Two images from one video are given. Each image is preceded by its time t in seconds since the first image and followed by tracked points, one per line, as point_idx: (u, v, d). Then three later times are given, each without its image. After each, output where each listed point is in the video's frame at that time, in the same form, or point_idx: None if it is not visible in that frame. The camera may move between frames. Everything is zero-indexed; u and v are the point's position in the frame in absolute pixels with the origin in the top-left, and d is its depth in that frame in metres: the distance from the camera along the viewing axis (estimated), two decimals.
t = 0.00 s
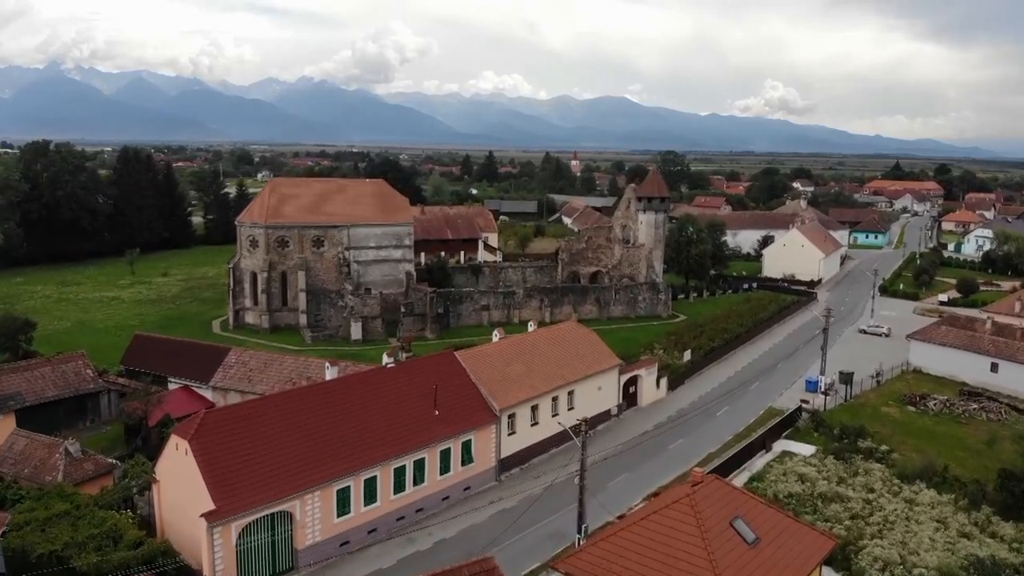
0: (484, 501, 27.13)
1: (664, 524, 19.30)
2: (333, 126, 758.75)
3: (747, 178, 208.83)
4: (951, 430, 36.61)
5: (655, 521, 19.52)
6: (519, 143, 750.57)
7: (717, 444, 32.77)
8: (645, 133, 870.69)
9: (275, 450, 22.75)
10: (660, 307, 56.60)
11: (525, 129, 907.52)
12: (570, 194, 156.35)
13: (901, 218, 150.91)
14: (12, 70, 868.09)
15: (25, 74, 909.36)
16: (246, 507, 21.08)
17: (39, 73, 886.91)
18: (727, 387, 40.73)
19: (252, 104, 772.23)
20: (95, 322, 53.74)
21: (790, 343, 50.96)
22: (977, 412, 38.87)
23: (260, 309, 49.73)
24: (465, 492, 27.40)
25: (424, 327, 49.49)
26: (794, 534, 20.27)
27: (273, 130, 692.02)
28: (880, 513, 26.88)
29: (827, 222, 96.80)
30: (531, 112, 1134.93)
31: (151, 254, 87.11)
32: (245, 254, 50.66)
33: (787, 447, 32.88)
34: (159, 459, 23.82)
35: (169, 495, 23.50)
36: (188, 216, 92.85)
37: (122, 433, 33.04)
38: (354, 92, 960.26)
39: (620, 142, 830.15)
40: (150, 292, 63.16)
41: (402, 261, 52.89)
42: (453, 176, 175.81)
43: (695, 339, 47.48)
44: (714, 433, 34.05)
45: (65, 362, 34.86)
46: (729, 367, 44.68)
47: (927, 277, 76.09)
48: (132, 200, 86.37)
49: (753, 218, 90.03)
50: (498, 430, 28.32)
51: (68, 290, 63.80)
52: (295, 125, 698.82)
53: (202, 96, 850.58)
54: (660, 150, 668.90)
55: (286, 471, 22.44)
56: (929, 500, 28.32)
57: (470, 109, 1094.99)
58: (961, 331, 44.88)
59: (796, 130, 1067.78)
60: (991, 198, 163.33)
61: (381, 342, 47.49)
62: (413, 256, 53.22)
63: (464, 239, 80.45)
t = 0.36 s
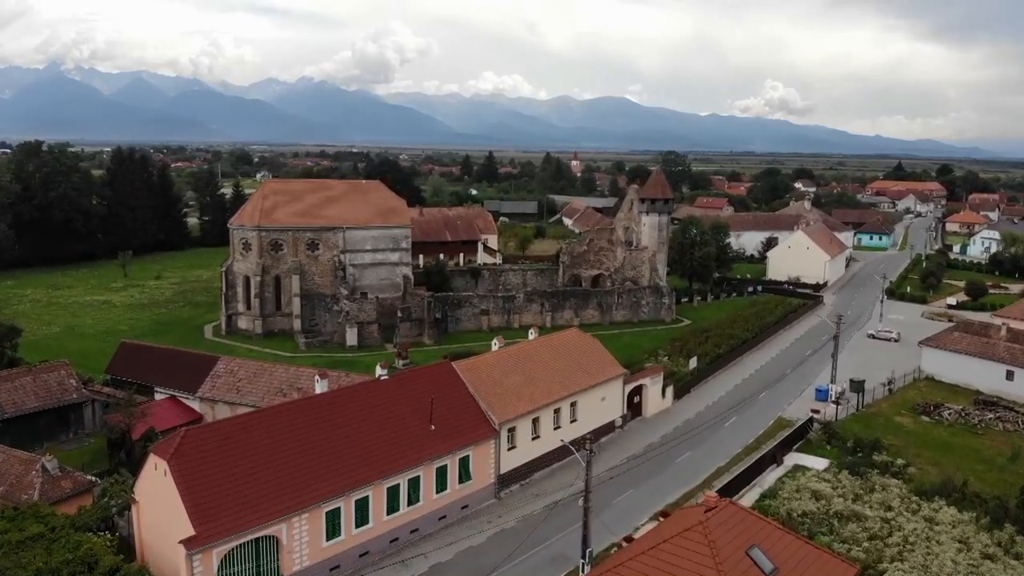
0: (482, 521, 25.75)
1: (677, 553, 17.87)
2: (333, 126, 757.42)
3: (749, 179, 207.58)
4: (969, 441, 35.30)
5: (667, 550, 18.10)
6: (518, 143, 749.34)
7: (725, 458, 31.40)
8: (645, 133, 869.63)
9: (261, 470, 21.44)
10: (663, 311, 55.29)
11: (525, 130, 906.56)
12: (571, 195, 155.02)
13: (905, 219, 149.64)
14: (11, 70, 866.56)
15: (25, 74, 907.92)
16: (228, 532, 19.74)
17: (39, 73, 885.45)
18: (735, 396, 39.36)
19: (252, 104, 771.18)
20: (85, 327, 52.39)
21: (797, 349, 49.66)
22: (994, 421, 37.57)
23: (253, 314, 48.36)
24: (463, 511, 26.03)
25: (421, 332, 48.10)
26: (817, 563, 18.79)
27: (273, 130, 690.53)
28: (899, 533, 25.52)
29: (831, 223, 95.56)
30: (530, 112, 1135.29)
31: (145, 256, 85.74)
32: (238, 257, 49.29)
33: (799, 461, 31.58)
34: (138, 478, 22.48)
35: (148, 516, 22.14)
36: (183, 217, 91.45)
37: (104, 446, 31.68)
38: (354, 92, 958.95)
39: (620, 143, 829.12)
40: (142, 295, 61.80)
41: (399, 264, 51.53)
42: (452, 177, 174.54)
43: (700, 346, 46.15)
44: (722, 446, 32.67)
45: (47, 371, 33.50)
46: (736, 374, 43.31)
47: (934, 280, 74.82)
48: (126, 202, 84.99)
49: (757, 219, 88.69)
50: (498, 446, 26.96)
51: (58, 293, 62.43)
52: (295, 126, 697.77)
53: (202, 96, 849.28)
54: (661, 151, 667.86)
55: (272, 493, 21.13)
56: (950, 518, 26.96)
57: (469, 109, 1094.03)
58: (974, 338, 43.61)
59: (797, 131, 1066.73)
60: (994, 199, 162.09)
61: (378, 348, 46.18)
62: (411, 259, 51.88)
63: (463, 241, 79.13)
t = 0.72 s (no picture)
0: (481, 543, 24.35)
1: None
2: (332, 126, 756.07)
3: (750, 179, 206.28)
4: (987, 454, 33.91)
5: None
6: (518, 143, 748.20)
7: (736, 473, 29.97)
8: (646, 133, 868.34)
9: (243, 493, 20.07)
10: (667, 316, 53.73)
11: (525, 130, 905.35)
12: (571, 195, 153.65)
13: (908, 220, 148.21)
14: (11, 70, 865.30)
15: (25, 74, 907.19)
16: (207, 560, 18.33)
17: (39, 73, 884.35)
18: (743, 407, 37.95)
19: (252, 104, 770.20)
20: (73, 332, 50.97)
21: (806, 355, 48.30)
22: (1012, 433, 36.17)
23: (245, 319, 46.96)
24: (460, 532, 24.64)
25: (419, 337, 46.59)
26: None
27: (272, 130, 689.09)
28: (921, 556, 24.08)
29: (836, 224, 94.19)
30: (530, 113, 1134.38)
31: (139, 258, 84.38)
32: (230, 260, 47.88)
33: (813, 477, 30.18)
34: (114, 502, 21.09)
35: (124, 542, 20.76)
36: (178, 218, 90.04)
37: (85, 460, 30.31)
38: (355, 92, 957.59)
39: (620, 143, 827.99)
40: (133, 299, 60.36)
41: (395, 268, 49.95)
42: (451, 177, 173.08)
43: (706, 352, 44.77)
44: (732, 460, 31.24)
45: (27, 382, 32.13)
46: (744, 383, 41.89)
47: (942, 283, 73.43)
48: (119, 203, 83.60)
49: (760, 220, 87.25)
50: (497, 463, 25.55)
51: (48, 297, 61.05)
52: (295, 126, 696.63)
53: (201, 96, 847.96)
54: (661, 151, 667.25)
55: (255, 517, 19.74)
56: (973, 539, 25.50)
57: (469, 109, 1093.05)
58: (990, 345, 42.23)
59: (797, 131, 1065.39)
60: (998, 200, 160.78)
61: (374, 355, 44.94)
62: (407, 263, 50.35)
63: (462, 243, 77.78)
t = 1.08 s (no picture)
0: (479, 567, 22.92)
1: None
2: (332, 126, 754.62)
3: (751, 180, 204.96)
4: (1008, 468, 32.53)
5: None
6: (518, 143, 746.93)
7: (747, 490, 28.53)
8: (646, 133, 867.20)
9: (224, 519, 18.71)
10: (672, 321, 52.27)
11: (526, 130, 904.36)
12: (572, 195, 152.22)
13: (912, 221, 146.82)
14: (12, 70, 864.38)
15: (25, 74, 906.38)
16: None
17: (39, 73, 883.57)
18: (752, 418, 36.55)
19: (252, 104, 769.19)
20: (61, 338, 49.57)
21: (815, 362, 46.88)
22: None
23: (237, 325, 45.54)
24: (457, 555, 23.21)
25: (416, 343, 45.10)
26: None
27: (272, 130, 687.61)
28: None
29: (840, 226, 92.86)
30: (530, 113, 1133.19)
31: (133, 260, 82.99)
32: (221, 264, 46.43)
33: (828, 494, 28.78)
34: (87, 528, 19.67)
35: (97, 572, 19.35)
36: (172, 219, 88.62)
37: (65, 476, 28.94)
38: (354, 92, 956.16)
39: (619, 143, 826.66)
40: (124, 303, 58.93)
41: (392, 272, 48.53)
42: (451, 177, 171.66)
43: (712, 359, 43.36)
44: (742, 476, 29.80)
45: (5, 394, 30.70)
46: (752, 392, 40.49)
47: (950, 286, 72.08)
48: (113, 204, 82.20)
49: (764, 221, 85.84)
50: (496, 482, 24.13)
51: (37, 301, 59.65)
52: (294, 126, 695.61)
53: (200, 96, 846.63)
54: (660, 151, 666.15)
55: (236, 545, 18.35)
56: (1000, 562, 24.07)
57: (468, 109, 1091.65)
58: (1006, 353, 40.86)
59: (797, 131, 1064.07)
60: (1002, 200, 159.42)
61: (370, 362, 43.38)
62: (404, 266, 48.91)
63: (461, 245, 76.42)
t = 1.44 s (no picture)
0: None
1: None
2: (332, 126, 753.08)
3: (753, 180, 203.72)
4: None
5: None
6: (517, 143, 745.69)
7: (760, 509, 27.06)
8: (646, 133, 866.10)
9: (202, 548, 17.30)
10: (676, 326, 50.85)
11: (526, 130, 903.25)
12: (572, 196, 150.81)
13: (915, 221, 145.57)
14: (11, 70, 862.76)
15: (25, 74, 904.99)
16: None
17: (38, 73, 881.92)
18: (762, 431, 35.12)
19: (252, 105, 767.98)
20: (48, 344, 48.11)
21: (824, 370, 45.44)
22: None
23: (228, 331, 44.06)
24: None
25: (413, 350, 43.60)
26: None
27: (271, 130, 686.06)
28: None
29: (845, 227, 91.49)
30: (530, 113, 1132.51)
31: (126, 262, 81.52)
32: (212, 268, 44.95)
33: (844, 514, 27.36)
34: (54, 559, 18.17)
35: None
36: (166, 221, 87.12)
37: (41, 493, 27.48)
38: (354, 92, 954.95)
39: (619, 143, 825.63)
40: (113, 308, 57.44)
41: (388, 276, 47.10)
42: (451, 178, 170.28)
43: (719, 367, 41.93)
44: (755, 494, 28.31)
45: None
46: (761, 402, 39.04)
47: (959, 289, 70.72)
48: (106, 205, 80.76)
49: (768, 223, 84.39)
50: (495, 504, 22.67)
51: (26, 305, 58.19)
52: (294, 126, 694.54)
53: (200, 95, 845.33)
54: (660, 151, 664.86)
55: None
56: None
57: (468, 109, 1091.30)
58: None
59: (798, 131, 1062.99)
60: (1007, 201, 157.99)
61: (366, 369, 41.88)
62: (401, 270, 47.47)
63: (460, 247, 75.00)
